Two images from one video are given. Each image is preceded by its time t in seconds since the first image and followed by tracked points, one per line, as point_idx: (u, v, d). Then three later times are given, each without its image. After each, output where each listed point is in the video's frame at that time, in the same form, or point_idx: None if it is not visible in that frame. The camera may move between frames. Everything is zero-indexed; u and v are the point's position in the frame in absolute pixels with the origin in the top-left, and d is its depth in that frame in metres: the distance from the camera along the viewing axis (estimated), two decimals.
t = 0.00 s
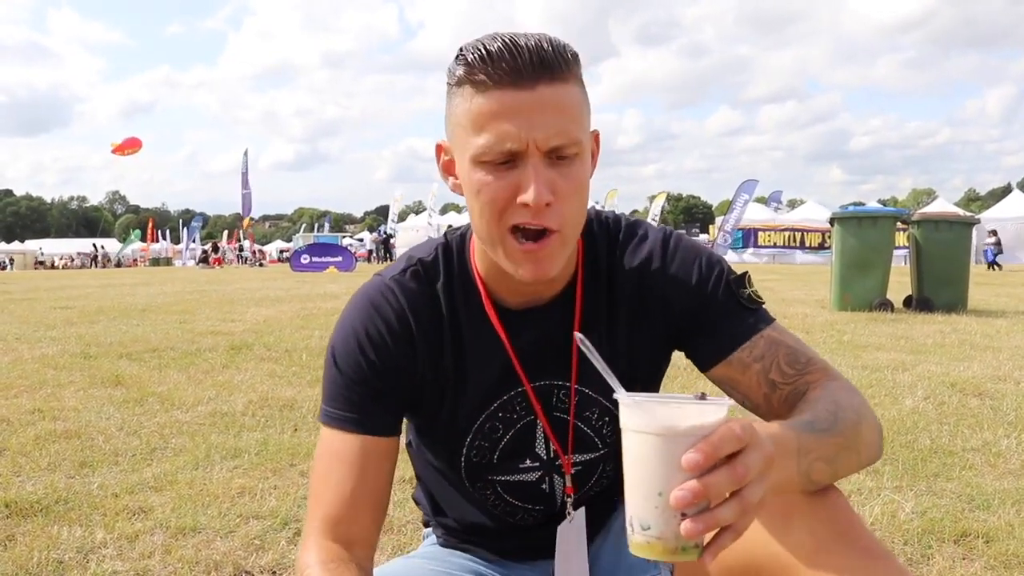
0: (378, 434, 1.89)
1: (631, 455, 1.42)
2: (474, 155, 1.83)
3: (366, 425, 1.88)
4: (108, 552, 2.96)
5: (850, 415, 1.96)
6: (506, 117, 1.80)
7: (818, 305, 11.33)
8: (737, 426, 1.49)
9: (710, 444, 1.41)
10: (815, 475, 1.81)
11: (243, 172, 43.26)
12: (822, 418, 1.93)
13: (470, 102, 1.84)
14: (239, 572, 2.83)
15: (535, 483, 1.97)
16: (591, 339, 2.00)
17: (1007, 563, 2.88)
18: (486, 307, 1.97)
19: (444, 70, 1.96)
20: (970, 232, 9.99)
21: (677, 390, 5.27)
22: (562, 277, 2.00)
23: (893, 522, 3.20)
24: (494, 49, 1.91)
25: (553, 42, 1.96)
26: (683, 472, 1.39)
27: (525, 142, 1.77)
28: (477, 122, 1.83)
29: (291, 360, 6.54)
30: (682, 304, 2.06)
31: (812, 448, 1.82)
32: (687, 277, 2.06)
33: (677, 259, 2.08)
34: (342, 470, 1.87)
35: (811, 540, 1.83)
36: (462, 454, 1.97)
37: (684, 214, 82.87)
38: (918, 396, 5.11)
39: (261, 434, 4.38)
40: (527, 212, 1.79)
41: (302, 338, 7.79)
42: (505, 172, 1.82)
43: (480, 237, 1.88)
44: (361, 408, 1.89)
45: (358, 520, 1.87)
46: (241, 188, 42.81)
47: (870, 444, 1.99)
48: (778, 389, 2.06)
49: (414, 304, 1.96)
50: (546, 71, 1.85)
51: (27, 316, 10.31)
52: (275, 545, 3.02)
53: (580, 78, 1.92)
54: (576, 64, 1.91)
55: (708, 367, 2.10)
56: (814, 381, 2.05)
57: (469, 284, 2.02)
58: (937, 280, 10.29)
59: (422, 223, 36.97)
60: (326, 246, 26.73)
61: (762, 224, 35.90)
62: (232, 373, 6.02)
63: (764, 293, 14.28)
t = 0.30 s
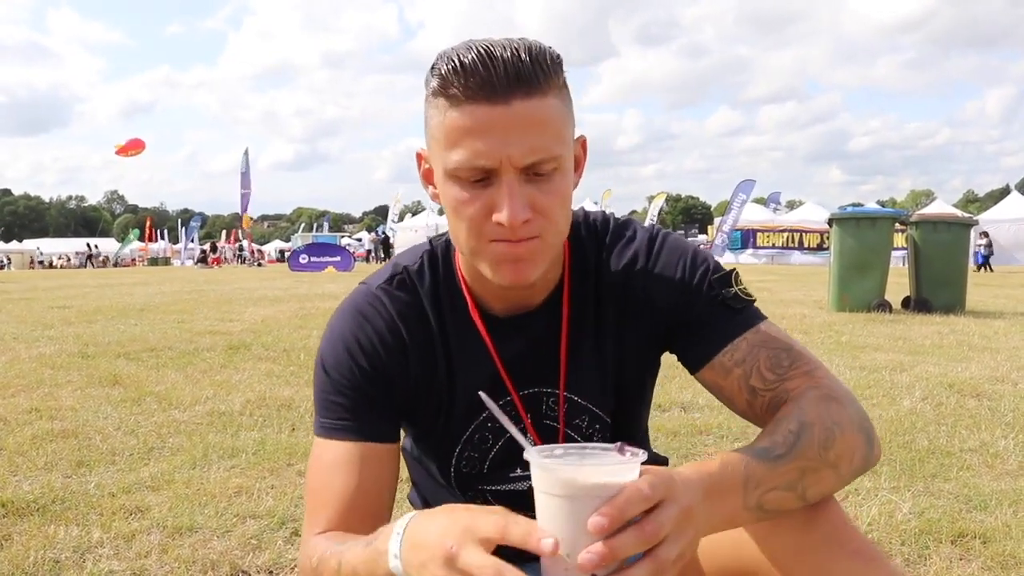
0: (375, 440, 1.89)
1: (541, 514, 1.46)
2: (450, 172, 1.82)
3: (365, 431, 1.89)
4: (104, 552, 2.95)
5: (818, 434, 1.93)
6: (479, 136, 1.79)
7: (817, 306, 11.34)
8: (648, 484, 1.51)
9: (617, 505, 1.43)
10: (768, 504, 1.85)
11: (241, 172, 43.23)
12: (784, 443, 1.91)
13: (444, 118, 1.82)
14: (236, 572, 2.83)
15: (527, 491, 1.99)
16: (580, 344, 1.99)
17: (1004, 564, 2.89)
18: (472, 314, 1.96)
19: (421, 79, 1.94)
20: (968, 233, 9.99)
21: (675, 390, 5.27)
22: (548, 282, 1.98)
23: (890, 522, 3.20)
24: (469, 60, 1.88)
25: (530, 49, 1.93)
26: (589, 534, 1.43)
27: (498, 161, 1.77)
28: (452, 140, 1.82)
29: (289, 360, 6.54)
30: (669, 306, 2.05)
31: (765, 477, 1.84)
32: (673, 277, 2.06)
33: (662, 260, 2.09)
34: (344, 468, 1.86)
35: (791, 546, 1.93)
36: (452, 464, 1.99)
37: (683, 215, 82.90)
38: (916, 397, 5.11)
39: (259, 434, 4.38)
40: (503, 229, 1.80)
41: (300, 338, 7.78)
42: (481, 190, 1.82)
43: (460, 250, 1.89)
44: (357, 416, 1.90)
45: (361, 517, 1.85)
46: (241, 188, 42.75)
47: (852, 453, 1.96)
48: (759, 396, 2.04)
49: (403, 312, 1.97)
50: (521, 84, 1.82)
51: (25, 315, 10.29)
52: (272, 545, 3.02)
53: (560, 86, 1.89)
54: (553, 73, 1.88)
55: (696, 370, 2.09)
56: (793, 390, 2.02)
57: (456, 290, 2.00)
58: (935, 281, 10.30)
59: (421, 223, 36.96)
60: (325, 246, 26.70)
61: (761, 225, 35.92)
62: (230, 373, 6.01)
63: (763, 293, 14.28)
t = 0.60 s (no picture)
0: (362, 449, 1.89)
1: (535, 535, 1.53)
2: (431, 162, 1.85)
3: (351, 441, 1.89)
4: (104, 554, 2.95)
5: (811, 443, 1.93)
6: (458, 128, 1.80)
7: (816, 304, 11.34)
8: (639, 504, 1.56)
9: (606, 526, 1.49)
10: (763, 517, 1.85)
11: (240, 174, 43.28)
12: (778, 456, 1.92)
13: (430, 107, 1.85)
14: (236, 573, 2.83)
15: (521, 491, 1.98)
16: (570, 344, 1.99)
17: (1005, 561, 2.88)
18: (465, 314, 1.97)
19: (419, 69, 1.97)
20: (967, 230, 10.00)
21: (674, 389, 5.27)
22: (534, 280, 1.98)
23: (891, 520, 3.20)
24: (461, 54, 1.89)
25: (525, 46, 1.91)
26: (579, 555, 1.48)
27: (472, 155, 1.78)
28: (434, 130, 1.84)
29: (290, 362, 6.53)
30: (661, 307, 2.05)
31: (761, 491, 1.85)
32: (668, 278, 2.06)
33: (656, 262, 2.08)
34: (334, 479, 1.86)
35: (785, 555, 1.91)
36: (447, 464, 1.99)
37: (682, 214, 82.90)
38: (915, 394, 5.11)
39: (259, 436, 4.38)
40: (473, 223, 1.81)
41: (300, 339, 7.78)
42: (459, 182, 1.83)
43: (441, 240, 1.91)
44: (345, 424, 1.89)
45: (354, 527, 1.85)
46: (239, 189, 42.74)
47: (847, 461, 1.96)
48: (755, 403, 2.04)
49: (392, 317, 1.96)
50: (506, 80, 1.82)
51: (25, 318, 10.29)
52: (273, 546, 3.02)
53: (551, 85, 1.87)
54: (543, 72, 1.86)
55: (692, 374, 2.08)
56: (790, 395, 2.02)
57: (450, 292, 2.00)
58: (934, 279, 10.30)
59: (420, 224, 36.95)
60: (324, 247, 26.70)
61: (760, 224, 35.91)
62: (230, 375, 6.01)
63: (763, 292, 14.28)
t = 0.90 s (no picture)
0: (362, 451, 1.89)
1: (571, 540, 1.52)
2: (436, 160, 1.84)
3: (350, 443, 1.89)
4: (103, 556, 2.95)
5: (821, 439, 1.94)
6: (465, 128, 1.79)
7: (815, 304, 11.34)
8: (675, 507, 1.57)
9: (645, 529, 1.49)
10: (782, 514, 1.85)
11: (239, 175, 43.28)
12: (791, 452, 1.92)
13: (436, 106, 1.84)
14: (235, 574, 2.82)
15: (519, 490, 1.98)
16: (568, 343, 1.99)
17: (1004, 560, 2.88)
18: (461, 315, 1.97)
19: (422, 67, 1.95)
20: (966, 230, 10.00)
21: (674, 388, 5.28)
22: (532, 280, 1.99)
23: (890, 520, 3.20)
24: (468, 55, 1.89)
25: (531, 48, 1.92)
26: (621, 559, 1.48)
27: (480, 155, 1.77)
28: (440, 130, 1.83)
29: (289, 363, 6.53)
30: (659, 306, 2.05)
31: (778, 487, 1.85)
32: (665, 277, 2.06)
33: (653, 261, 2.08)
34: (336, 484, 1.86)
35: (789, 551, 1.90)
36: (445, 464, 1.98)
37: (681, 215, 82.90)
38: (915, 394, 5.12)
39: (258, 437, 4.37)
40: (479, 222, 1.80)
41: (299, 340, 7.77)
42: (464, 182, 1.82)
43: (443, 239, 1.91)
44: (343, 426, 1.89)
45: (356, 531, 1.86)
46: (239, 191, 42.74)
47: (853, 458, 1.97)
48: (759, 401, 2.05)
49: (390, 318, 1.96)
50: (514, 81, 1.82)
51: (24, 320, 10.28)
52: (272, 547, 3.02)
53: (557, 87, 1.88)
54: (550, 74, 1.86)
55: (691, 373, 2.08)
56: (794, 394, 2.03)
57: (446, 293, 2.00)
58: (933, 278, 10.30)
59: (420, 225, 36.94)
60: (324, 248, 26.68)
61: (760, 224, 35.91)
62: (229, 376, 6.00)
63: (762, 292, 14.28)
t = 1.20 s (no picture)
0: (365, 451, 1.88)
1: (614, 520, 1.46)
2: (460, 154, 1.82)
3: (354, 442, 1.88)
4: (103, 554, 2.95)
5: (830, 435, 1.94)
6: (494, 122, 1.79)
7: (815, 305, 11.35)
8: (722, 485, 1.55)
9: (697, 507, 1.46)
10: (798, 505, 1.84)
11: (239, 173, 43.31)
12: (805, 446, 1.90)
13: (460, 101, 1.83)
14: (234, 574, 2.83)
15: (522, 486, 1.99)
16: (573, 339, 2.00)
17: (1003, 563, 2.89)
18: (467, 312, 1.97)
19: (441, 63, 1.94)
20: (966, 232, 10.01)
21: (674, 389, 5.28)
22: (540, 278, 1.99)
23: (889, 522, 3.20)
24: (491, 51, 1.89)
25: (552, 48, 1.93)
26: (672, 538, 1.45)
27: (510, 148, 1.76)
28: (466, 124, 1.81)
29: (288, 362, 6.53)
30: (664, 304, 2.06)
31: (795, 480, 1.83)
32: (669, 275, 2.07)
33: (658, 259, 2.09)
34: (341, 484, 1.86)
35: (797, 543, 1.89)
36: (448, 460, 1.98)
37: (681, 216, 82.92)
38: (914, 396, 5.12)
39: (257, 436, 4.37)
40: (506, 217, 1.79)
41: (299, 340, 7.76)
42: (489, 176, 1.81)
43: (461, 234, 1.88)
44: (347, 425, 1.88)
45: (361, 532, 1.86)
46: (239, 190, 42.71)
47: (857, 454, 1.98)
48: (761, 401, 2.08)
49: (394, 316, 1.95)
50: (541, 78, 1.82)
51: (23, 318, 10.28)
52: (271, 546, 3.02)
53: (578, 88, 1.90)
54: (572, 74, 1.88)
55: (693, 372, 2.10)
56: (797, 392, 2.06)
57: (451, 290, 2.01)
58: (933, 281, 10.30)
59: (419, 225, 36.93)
60: (324, 248, 26.66)
61: (760, 225, 35.91)
62: (228, 375, 6.00)
63: (763, 293, 14.28)
